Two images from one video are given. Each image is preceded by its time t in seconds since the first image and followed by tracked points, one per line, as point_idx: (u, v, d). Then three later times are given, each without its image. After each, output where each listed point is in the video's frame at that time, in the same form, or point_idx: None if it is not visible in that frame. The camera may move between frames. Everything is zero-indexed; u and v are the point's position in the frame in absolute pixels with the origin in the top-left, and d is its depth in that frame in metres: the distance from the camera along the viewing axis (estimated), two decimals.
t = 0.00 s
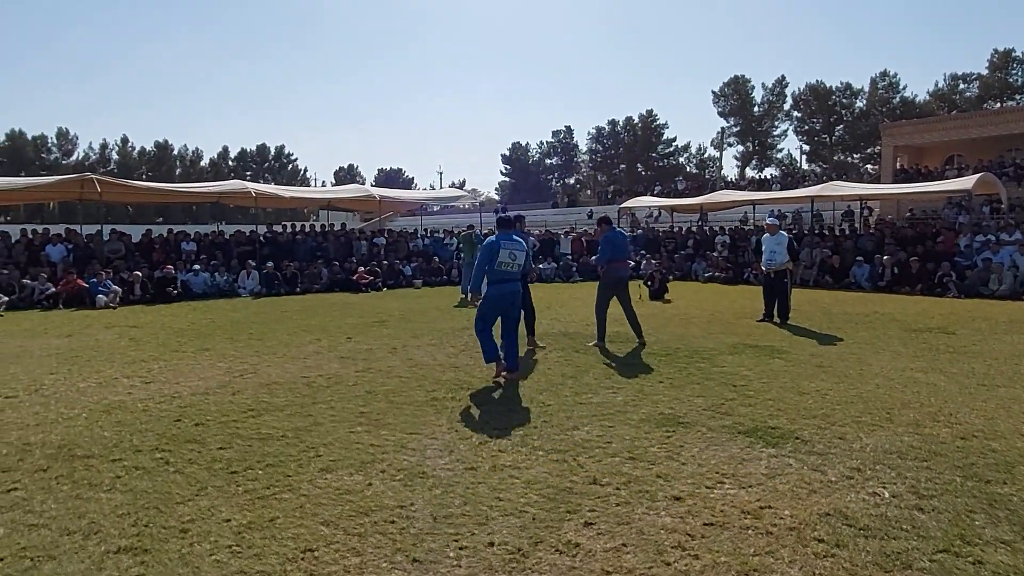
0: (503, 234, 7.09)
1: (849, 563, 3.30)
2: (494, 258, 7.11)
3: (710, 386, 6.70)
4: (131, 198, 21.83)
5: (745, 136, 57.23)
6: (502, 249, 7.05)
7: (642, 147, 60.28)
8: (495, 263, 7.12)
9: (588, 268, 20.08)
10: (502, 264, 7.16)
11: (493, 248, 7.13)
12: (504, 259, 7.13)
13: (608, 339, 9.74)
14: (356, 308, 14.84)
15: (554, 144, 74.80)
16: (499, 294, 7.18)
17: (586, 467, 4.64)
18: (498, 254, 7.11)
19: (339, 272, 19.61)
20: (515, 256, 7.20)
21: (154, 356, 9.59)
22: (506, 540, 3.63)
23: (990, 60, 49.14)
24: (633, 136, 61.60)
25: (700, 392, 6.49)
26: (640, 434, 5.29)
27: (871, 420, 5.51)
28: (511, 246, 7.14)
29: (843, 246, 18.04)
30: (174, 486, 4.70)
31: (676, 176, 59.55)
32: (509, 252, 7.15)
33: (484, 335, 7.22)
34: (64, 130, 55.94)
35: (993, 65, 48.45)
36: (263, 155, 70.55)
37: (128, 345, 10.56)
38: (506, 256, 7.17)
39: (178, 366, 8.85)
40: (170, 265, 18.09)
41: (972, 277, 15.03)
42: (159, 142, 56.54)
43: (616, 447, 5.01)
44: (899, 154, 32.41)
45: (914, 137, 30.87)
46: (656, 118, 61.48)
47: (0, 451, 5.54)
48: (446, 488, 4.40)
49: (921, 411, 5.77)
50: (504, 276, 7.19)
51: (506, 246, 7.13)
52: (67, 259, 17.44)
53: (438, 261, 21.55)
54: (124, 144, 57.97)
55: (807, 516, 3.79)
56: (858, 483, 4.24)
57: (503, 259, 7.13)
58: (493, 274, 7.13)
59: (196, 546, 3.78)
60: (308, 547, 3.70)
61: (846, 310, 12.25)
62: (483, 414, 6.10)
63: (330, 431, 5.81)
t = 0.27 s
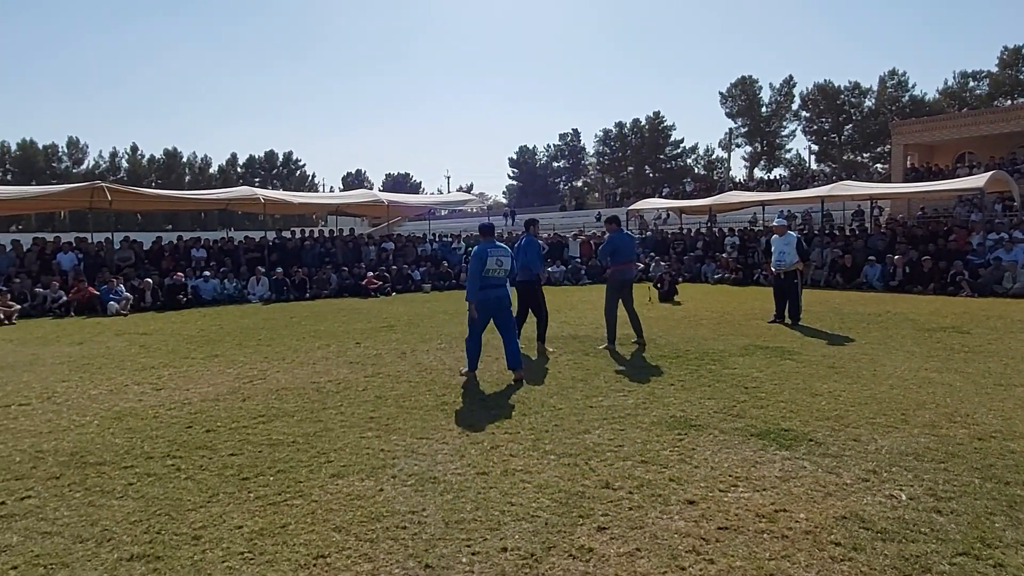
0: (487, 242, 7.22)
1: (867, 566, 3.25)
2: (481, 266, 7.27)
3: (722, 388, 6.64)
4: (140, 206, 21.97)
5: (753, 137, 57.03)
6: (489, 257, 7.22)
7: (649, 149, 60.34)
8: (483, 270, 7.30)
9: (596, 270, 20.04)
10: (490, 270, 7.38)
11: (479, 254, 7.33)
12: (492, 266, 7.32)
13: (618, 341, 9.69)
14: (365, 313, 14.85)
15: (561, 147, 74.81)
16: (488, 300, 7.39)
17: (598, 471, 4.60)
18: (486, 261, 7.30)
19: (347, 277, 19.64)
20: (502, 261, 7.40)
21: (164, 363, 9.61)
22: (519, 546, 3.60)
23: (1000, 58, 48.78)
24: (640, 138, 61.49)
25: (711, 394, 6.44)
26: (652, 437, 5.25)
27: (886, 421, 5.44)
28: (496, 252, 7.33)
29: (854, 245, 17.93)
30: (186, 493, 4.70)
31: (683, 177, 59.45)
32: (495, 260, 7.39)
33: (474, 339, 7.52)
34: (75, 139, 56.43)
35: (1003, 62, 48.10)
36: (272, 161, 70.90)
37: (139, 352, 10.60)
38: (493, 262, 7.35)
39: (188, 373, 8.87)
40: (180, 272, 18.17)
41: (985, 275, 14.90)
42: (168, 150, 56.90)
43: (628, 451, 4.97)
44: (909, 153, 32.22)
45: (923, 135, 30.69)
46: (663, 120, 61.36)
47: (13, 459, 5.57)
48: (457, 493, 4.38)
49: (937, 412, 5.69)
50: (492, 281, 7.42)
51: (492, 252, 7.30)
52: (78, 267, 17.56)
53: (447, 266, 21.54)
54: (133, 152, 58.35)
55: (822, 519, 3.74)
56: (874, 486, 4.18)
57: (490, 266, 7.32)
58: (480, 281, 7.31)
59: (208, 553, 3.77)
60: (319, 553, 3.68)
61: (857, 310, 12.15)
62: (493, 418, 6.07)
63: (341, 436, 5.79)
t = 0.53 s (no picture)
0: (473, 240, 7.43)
1: (878, 565, 3.26)
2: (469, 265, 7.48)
3: (730, 387, 6.64)
4: (148, 210, 22.09)
5: (758, 135, 56.90)
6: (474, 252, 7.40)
7: (654, 149, 60.28)
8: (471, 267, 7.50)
9: (603, 270, 20.03)
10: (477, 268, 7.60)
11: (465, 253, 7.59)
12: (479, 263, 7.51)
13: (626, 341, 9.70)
14: (373, 315, 14.89)
15: (566, 147, 74.82)
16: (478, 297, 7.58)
17: (607, 471, 4.62)
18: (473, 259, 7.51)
19: (354, 279, 19.71)
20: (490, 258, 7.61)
21: (174, 366, 9.67)
22: (530, 546, 3.62)
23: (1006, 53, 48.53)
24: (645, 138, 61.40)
25: (720, 393, 6.44)
26: (661, 436, 5.26)
27: (895, 419, 5.44)
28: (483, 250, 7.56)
29: (861, 243, 17.89)
30: (198, 495, 4.74)
31: (689, 176, 59.35)
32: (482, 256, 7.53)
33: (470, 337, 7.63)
34: (82, 144, 56.75)
35: (1010, 58, 47.86)
36: (277, 164, 71.20)
37: (149, 355, 10.67)
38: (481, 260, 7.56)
39: (198, 375, 8.92)
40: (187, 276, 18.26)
41: (993, 272, 14.84)
42: (174, 154, 57.18)
43: (637, 450, 4.98)
44: (915, 150, 32.12)
45: (929, 132, 30.59)
46: (668, 120, 61.28)
47: (27, 463, 5.62)
48: (468, 493, 4.40)
49: (947, 410, 5.68)
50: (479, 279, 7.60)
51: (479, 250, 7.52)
52: (86, 272, 17.67)
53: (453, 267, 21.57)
54: (140, 156, 58.64)
55: (833, 518, 3.75)
56: (884, 484, 4.18)
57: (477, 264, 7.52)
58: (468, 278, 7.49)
59: (221, 555, 3.80)
60: (332, 555, 3.71)
61: (865, 308, 12.11)
62: (502, 419, 6.09)
63: (350, 438, 5.83)
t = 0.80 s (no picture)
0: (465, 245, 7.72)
1: (891, 562, 3.28)
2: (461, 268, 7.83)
3: (740, 387, 6.65)
4: (156, 212, 22.20)
5: (764, 135, 56.83)
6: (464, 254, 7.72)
7: (659, 150, 60.21)
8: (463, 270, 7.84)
9: (609, 271, 20.04)
10: (472, 269, 7.93)
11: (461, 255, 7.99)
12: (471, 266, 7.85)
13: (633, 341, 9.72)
14: (380, 315, 14.94)
15: (571, 148, 74.85)
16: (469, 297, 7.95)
17: (618, 470, 4.65)
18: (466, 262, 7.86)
19: (361, 280, 19.77)
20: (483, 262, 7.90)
21: (184, 367, 9.73)
22: (543, 544, 3.66)
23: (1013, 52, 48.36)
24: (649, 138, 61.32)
25: (729, 392, 6.45)
26: (672, 436, 5.28)
27: (906, 418, 5.45)
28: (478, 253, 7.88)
29: (867, 243, 17.86)
30: (213, 494, 4.78)
31: (694, 177, 59.32)
32: (474, 260, 7.82)
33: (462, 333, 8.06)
34: (89, 147, 57.03)
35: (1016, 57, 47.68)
36: (282, 166, 71.41)
37: (159, 356, 10.74)
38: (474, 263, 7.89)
39: (209, 376, 8.98)
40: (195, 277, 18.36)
41: (1001, 271, 14.80)
42: (180, 156, 57.42)
43: (648, 450, 5.00)
44: (922, 150, 32.04)
45: (936, 131, 30.52)
46: (672, 120, 61.24)
47: (42, 462, 5.68)
48: (480, 492, 4.44)
49: (956, 408, 5.69)
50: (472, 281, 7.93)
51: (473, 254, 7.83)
52: (95, 273, 17.77)
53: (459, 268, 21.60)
54: (146, 158, 58.88)
55: (844, 516, 3.77)
56: (895, 482, 4.20)
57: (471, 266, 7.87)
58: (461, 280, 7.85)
59: (238, 553, 3.85)
60: (347, 553, 3.75)
61: (873, 308, 12.10)
62: (512, 419, 6.12)
63: (362, 438, 5.87)
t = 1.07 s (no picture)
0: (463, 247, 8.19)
1: (903, 565, 3.29)
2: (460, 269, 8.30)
3: (750, 390, 6.66)
4: (165, 216, 22.33)
5: (771, 137, 56.71)
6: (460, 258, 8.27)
7: (666, 152, 60.26)
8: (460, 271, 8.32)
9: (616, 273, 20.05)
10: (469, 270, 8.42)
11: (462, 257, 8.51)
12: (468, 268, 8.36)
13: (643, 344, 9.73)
14: (388, 319, 14.99)
15: (577, 150, 74.91)
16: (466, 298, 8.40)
17: (629, 473, 4.66)
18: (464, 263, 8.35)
19: (369, 283, 19.84)
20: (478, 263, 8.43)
21: (195, 370, 9.79)
22: (556, 547, 3.68)
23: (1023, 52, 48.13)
24: (656, 140, 61.27)
25: (739, 396, 6.46)
26: (682, 439, 5.29)
27: (917, 421, 5.45)
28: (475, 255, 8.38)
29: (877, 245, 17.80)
30: (227, 497, 4.82)
31: (701, 179, 59.25)
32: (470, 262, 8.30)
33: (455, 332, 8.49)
34: (98, 151, 57.40)
35: None
36: (289, 169, 71.68)
37: (170, 360, 10.81)
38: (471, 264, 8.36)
39: (220, 379, 9.03)
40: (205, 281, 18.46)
41: (1012, 273, 14.72)
42: (189, 161, 57.74)
43: (659, 453, 5.02)
44: (931, 151, 31.92)
45: (945, 133, 30.40)
46: (679, 122, 61.17)
47: (57, 466, 5.73)
48: (492, 496, 4.46)
49: (968, 412, 5.68)
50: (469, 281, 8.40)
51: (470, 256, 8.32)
52: (105, 277, 17.88)
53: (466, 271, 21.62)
54: (154, 162, 59.19)
55: (857, 519, 3.78)
56: (907, 485, 4.20)
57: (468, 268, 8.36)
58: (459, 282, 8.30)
59: (253, 555, 3.89)
60: (361, 555, 3.78)
61: (882, 311, 12.07)
62: (522, 422, 6.14)
63: (373, 441, 5.90)
